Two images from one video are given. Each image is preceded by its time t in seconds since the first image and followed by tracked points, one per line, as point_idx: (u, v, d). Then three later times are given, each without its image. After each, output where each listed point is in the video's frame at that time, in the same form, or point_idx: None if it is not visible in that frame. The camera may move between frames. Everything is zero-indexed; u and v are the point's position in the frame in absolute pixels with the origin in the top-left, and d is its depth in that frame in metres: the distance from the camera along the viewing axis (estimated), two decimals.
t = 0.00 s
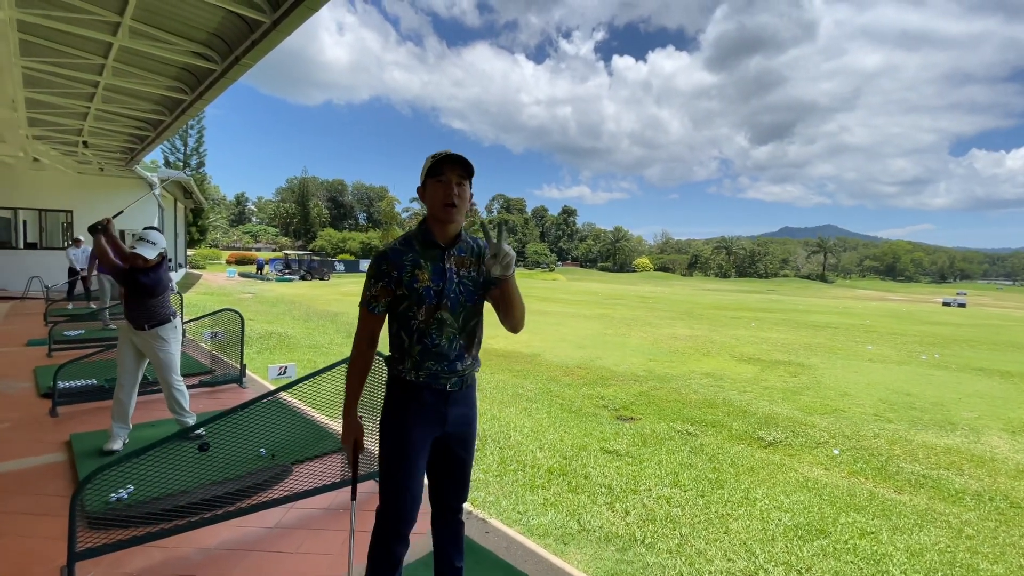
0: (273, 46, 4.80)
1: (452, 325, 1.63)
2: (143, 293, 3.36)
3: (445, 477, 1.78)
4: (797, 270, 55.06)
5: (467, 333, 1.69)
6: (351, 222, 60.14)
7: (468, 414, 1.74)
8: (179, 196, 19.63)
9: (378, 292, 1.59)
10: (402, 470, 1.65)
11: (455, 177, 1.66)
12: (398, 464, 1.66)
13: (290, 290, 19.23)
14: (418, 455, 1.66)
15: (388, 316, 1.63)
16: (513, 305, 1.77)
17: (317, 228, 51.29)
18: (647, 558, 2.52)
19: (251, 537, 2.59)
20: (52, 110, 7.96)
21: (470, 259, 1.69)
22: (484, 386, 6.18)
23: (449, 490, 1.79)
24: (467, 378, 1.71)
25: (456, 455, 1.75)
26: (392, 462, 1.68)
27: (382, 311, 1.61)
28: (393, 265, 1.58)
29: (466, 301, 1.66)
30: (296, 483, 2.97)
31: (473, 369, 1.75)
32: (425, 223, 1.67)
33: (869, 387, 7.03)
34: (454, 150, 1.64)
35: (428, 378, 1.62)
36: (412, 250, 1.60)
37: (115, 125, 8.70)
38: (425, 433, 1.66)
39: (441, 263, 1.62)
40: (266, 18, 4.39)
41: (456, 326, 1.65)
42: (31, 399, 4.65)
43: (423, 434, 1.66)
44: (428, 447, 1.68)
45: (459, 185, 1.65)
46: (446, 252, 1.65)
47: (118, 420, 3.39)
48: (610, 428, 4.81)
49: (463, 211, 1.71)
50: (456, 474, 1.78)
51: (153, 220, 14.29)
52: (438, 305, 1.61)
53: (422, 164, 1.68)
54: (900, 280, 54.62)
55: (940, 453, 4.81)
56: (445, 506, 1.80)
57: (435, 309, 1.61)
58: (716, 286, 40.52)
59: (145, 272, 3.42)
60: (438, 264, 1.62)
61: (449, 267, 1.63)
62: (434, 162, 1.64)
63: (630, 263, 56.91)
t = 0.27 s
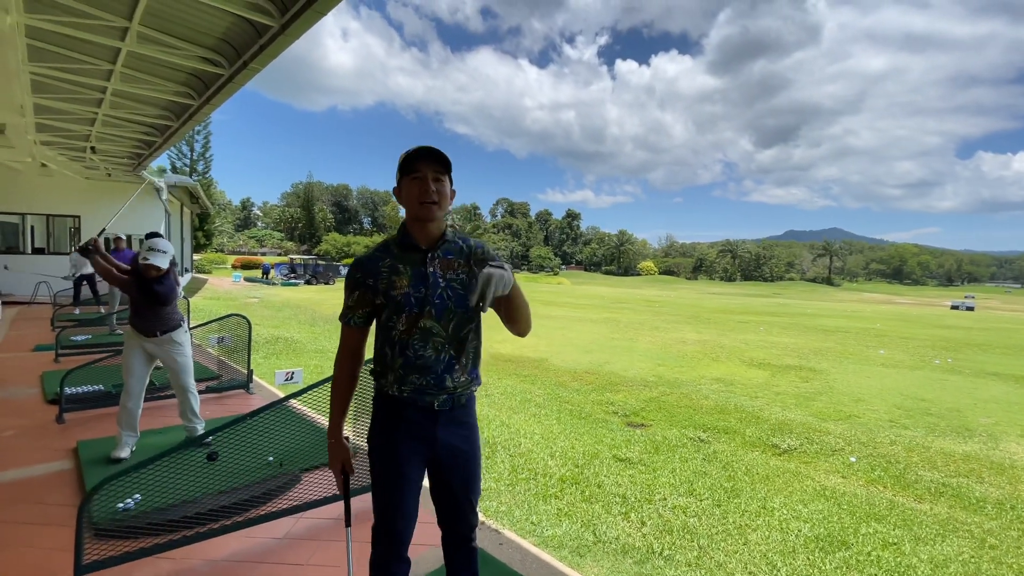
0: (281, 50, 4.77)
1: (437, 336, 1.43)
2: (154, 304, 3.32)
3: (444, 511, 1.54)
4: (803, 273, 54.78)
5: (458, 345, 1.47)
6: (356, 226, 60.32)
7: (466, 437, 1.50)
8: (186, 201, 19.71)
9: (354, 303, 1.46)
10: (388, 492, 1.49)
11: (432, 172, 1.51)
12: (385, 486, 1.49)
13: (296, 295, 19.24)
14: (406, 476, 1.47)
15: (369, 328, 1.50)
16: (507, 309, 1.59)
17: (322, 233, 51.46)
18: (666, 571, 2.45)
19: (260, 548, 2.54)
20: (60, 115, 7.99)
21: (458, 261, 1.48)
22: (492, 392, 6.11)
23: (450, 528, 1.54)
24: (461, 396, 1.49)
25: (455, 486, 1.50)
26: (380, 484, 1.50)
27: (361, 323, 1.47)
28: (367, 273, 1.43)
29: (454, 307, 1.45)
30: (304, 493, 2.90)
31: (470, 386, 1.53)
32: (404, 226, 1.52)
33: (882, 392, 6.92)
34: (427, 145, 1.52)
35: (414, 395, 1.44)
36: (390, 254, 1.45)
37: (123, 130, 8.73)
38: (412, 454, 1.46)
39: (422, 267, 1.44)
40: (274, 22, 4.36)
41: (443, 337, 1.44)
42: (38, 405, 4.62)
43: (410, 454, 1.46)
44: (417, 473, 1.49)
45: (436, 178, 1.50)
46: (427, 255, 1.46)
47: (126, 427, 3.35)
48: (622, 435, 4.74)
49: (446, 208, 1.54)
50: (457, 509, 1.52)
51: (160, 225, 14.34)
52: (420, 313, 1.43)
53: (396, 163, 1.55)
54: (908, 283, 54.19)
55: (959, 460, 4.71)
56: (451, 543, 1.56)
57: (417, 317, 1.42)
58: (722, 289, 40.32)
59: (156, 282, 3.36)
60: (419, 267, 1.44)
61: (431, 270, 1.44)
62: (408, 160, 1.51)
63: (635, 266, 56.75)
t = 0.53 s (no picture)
0: (289, 53, 4.75)
1: (426, 343, 1.33)
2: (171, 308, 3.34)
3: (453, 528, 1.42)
4: (810, 276, 54.43)
5: (452, 352, 1.36)
6: (361, 229, 60.49)
7: (470, 447, 1.38)
8: (193, 205, 19.82)
9: (339, 311, 1.39)
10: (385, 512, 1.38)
11: (410, 166, 1.43)
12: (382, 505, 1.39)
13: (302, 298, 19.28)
14: (404, 494, 1.37)
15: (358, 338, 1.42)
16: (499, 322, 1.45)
17: (328, 236, 51.60)
18: None
19: (272, 554, 2.52)
20: (70, 120, 8.04)
21: (448, 261, 1.39)
22: (500, 395, 6.08)
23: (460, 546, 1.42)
24: (459, 407, 1.37)
25: (462, 501, 1.38)
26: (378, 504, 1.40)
27: (348, 334, 1.40)
28: (351, 280, 1.36)
29: (444, 311, 1.35)
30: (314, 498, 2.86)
31: (469, 396, 1.40)
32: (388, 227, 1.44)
33: (895, 397, 6.83)
34: (402, 136, 1.43)
35: (405, 407, 1.34)
36: (375, 259, 1.37)
37: (132, 134, 8.77)
38: (409, 469, 1.36)
39: (409, 269, 1.35)
40: (283, 25, 4.34)
41: (433, 344, 1.34)
42: (47, 408, 4.62)
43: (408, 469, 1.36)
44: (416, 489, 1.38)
45: (415, 173, 1.42)
46: (413, 256, 1.38)
47: (137, 430, 3.34)
48: (632, 440, 4.68)
49: (430, 206, 1.45)
50: (465, 526, 1.39)
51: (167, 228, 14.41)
52: (408, 319, 1.33)
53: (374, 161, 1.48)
54: (916, 285, 53.74)
55: (976, 466, 4.62)
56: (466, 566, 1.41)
57: (405, 324, 1.33)
58: (728, 292, 40.12)
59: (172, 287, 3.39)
60: (407, 271, 1.35)
61: (419, 272, 1.35)
62: (384, 156, 1.43)
63: (640, 270, 56.59)
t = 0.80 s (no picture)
0: (296, 56, 4.75)
1: (416, 351, 1.24)
2: (183, 311, 3.38)
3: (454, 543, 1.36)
4: (815, 277, 54.20)
5: (445, 360, 1.26)
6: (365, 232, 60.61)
7: (468, 457, 1.30)
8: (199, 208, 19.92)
9: (332, 317, 1.35)
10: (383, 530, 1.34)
11: (403, 167, 1.33)
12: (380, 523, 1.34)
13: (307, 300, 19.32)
14: (400, 509, 1.32)
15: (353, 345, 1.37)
16: (499, 339, 1.31)
17: (332, 238, 51.71)
18: None
19: (280, 557, 2.50)
20: (77, 123, 8.09)
21: (444, 263, 1.28)
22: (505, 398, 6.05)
23: (461, 563, 1.35)
24: (455, 418, 1.28)
25: (463, 509, 1.32)
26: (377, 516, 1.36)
27: (343, 340, 1.35)
28: (345, 285, 1.32)
29: (437, 317, 1.26)
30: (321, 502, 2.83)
31: (468, 407, 1.30)
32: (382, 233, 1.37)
33: (904, 399, 6.77)
34: (393, 136, 1.33)
35: (395, 419, 1.28)
36: (369, 262, 1.32)
37: (138, 138, 8.81)
38: (406, 485, 1.30)
39: (401, 273, 1.28)
40: (290, 28, 4.34)
41: (424, 352, 1.25)
42: (54, 411, 4.63)
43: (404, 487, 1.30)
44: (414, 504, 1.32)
45: (409, 175, 1.32)
46: (405, 261, 1.30)
47: (146, 432, 3.33)
48: (640, 443, 4.65)
49: (427, 210, 1.35)
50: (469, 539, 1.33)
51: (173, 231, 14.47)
52: (399, 325, 1.26)
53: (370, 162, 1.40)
54: (922, 287, 53.40)
55: (988, 469, 4.57)
56: None
57: (397, 330, 1.26)
58: (732, 294, 39.96)
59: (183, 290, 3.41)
60: (399, 274, 1.28)
61: (413, 275, 1.27)
62: (374, 159, 1.34)
63: (644, 272, 56.46)
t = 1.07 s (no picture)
0: (299, 59, 4.77)
1: (418, 361, 1.21)
2: (189, 313, 3.41)
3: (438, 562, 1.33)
4: (817, 279, 53.98)
5: (446, 369, 1.25)
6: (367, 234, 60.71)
7: (458, 469, 1.29)
8: (202, 210, 19.98)
9: (327, 318, 1.24)
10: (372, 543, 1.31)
11: (409, 164, 1.28)
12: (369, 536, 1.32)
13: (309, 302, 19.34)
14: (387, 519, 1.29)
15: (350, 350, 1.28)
16: (506, 338, 1.42)
17: (334, 240, 51.79)
18: None
19: (283, 559, 2.51)
20: (82, 126, 8.13)
21: (452, 268, 1.27)
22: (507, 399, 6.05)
23: None
24: (450, 430, 1.27)
25: (445, 527, 1.29)
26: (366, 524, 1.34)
27: (343, 344, 1.25)
28: (344, 284, 1.23)
29: (441, 326, 1.23)
30: (322, 502, 2.84)
31: (464, 419, 1.29)
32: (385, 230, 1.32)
33: (907, 401, 6.74)
34: (399, 130, 1.27)
35: (388, 427, 1.26)
36: (371, 262, 1.24)
37: (142, 141, 8.85)
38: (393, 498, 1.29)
39: (406, 277, 1.23)
40: (292, 31, 4.36)
41: (427, 361, 1.22)
42: (59, 412, 4.65)
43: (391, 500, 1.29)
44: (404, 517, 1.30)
45: (416, 174, 1.27)
46: (411, 264, 1.26)
47: (149, 433, 3.34)
48: (642, 445, 4.64)
49: (433, 210, 1.31)
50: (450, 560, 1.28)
51: (176, 233, 14.52)
52: (401, 332, 1.21)
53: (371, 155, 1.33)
54: (926, 288, 53.18)
55: (993, 471, 4.55)
56: None
57: (398, 336, 1.21)
58: (735, 296, 39.85)
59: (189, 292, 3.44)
60: (404, 277, 1.23)
61: (418, 279, 1.23)
62: (378, 154, 1.27)
63: (646, 273, 56.39)
